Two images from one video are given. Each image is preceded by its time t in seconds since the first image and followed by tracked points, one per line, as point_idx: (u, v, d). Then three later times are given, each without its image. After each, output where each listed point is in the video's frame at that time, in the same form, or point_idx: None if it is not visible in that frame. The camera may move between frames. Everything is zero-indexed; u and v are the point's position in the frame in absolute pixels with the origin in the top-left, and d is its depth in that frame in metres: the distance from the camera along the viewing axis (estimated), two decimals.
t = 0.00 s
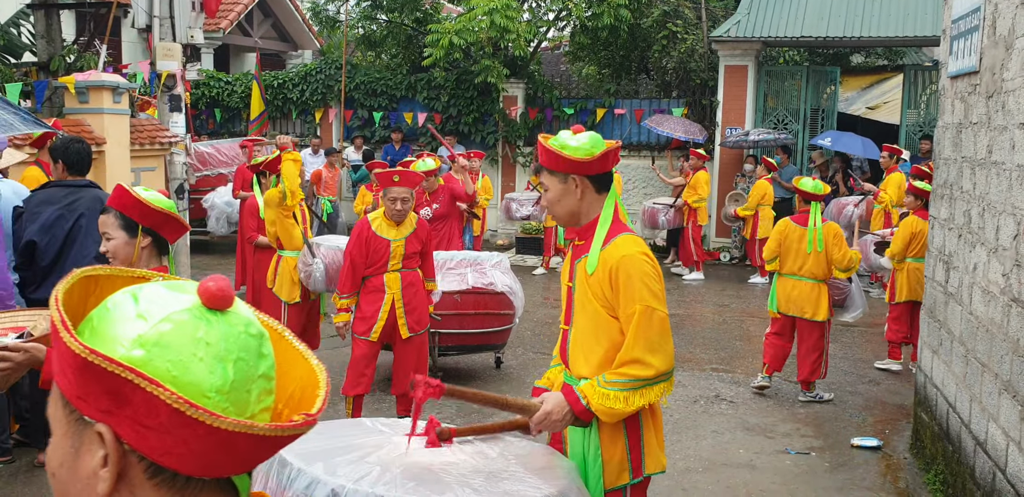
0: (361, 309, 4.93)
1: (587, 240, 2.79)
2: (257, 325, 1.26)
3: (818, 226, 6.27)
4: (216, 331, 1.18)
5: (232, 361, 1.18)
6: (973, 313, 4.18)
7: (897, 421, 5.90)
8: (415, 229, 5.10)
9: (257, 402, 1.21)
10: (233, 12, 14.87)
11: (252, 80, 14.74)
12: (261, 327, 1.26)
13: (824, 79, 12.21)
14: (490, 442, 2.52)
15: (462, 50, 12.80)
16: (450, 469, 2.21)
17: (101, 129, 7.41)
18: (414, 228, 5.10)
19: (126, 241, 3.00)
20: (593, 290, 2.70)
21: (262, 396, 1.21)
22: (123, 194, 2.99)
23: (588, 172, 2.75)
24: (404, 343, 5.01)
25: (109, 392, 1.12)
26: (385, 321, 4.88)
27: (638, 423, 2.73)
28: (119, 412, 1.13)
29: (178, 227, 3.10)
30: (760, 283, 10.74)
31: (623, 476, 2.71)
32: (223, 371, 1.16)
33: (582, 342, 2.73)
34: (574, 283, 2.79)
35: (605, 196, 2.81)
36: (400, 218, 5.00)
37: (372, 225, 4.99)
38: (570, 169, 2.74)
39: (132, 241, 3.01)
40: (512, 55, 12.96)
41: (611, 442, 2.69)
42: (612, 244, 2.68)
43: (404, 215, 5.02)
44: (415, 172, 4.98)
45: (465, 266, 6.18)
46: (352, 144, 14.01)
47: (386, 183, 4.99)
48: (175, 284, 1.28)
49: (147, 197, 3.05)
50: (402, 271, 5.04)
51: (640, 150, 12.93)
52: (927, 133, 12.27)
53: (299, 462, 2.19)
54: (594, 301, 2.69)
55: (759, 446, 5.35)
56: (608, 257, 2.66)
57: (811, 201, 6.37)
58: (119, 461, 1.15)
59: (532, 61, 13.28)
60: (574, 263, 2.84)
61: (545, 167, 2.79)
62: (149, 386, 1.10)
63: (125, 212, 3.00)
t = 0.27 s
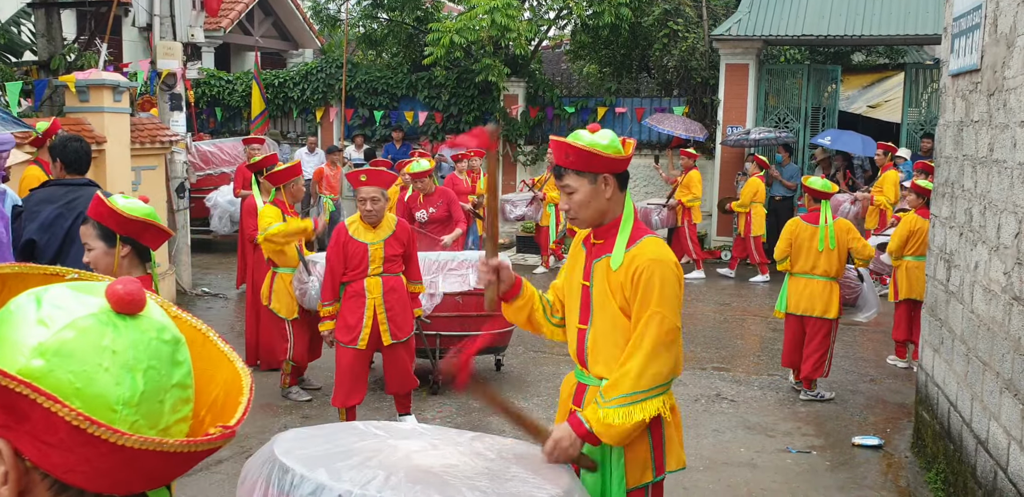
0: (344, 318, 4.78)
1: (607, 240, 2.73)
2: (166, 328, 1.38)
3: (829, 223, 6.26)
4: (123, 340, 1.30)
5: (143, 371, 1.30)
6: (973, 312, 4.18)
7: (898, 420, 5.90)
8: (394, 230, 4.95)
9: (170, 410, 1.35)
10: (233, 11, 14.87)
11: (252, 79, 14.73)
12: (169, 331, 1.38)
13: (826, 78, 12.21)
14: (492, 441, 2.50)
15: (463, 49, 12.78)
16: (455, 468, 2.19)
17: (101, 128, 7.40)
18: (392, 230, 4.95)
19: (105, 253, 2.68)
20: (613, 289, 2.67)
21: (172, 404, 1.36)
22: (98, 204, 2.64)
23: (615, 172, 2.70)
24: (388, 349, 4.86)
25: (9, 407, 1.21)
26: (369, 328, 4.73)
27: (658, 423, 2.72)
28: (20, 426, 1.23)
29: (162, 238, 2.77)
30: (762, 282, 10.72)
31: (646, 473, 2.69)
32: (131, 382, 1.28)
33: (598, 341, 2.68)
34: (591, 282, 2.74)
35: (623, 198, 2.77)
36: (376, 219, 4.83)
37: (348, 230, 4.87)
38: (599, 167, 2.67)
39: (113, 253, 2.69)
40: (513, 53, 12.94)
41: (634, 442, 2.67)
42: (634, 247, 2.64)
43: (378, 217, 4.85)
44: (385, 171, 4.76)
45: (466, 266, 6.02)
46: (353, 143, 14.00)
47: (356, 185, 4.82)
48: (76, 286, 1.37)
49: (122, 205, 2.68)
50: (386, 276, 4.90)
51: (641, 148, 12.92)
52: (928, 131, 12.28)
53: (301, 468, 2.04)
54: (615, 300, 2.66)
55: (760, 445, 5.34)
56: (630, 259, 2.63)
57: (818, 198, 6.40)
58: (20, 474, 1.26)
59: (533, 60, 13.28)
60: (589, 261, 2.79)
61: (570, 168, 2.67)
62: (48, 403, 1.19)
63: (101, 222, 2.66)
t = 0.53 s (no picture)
0: (327, 318, 4.69)
1: (629, 240, 2.64)
2: (136, 345, 1.46)
3: (835, 222, 6.28)
4: (84, 356, 1.38)
5: (106, 392, 1.39)
6: (983, 311, 4.16)
7: (908, 420, 5.87)
8: (378, 227, 4.78)
9: (135, 430, 1.44)
10: (242, 11, 14.90)
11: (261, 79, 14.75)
12: (139, 347, 1.46)
13: (836, 76, 12.11)
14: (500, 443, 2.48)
15: (471, 48, 12.77)
16: (463, 469, 2.17)
17: (110, 128, 7.41)
18: (377, 227, 4.78)
19: (93, 237, 2.59)
20: (640, 288, 2.58)
21: (133, 424, 1.43)
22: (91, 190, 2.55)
23: (644, 168, 2.59)
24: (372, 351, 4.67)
25: None
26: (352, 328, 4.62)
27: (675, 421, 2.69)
28: None
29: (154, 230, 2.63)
30: (771, 282, 10.70)
31: (667, 472, 2.66)
32: (90, 404, 1.37)
33: (624, 340, 2.58)
34: (613, 281, 2.63)
35: (645, 198, 2.67)
36: (357, 215, 4.69)
37: (332, 226, 4.76)
38: (632, 163, 2.55)
39: (102, 240, 2.59)
40: (521, 53, 12.91)
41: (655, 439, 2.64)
42: (662, 247, 2.58)
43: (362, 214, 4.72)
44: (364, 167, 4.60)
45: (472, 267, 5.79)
46: (361, 142, 14.00)
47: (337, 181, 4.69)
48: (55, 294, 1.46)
49: (116, 194, 2.54)
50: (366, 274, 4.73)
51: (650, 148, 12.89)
52: (938, 130, 12.23)
53: (307, 479, 2.01)
54: (644, 300, 2.57)
55: (769, 445, 5.32)
56: (660, 259, 2.56)
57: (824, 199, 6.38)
58: None
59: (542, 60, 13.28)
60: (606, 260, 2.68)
61: (600, 162, 2.54)
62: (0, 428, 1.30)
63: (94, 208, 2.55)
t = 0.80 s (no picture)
0: (321, 321, 4.61)
1: (643, 245, 2.42)
2: (126, 366, 1.36)
3: (842, 220, 6.28)
4: (64, 379, 1.29)
5: (84, 418, 1.30)
6: (992, 311, 4.14)
7: (916, 420, 5.85)
8: (370, 228, 4.65)
9: (117, 456, 1.36)
10: (252, 10, 14.94)
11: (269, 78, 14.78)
12: (128, 367, 1.37)
13: (845, 75, 12.09)
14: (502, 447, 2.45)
15: (479, 48, 12.77)
16: (465, 471, 2.16)
17: (119, 127, 7.43)
18: (369, 227, 4.65)
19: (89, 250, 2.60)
20: (657, 295, 2.37)
21: (119, 452, 1.36)
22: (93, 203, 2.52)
23: (663, 173, 2.39)
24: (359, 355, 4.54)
25: None
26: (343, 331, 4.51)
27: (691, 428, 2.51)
28: None
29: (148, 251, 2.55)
30: (779, 281, 10.68)
31: (681, 480, 2.48)
32: (67, 432, 1.29)
33: (639, 347, 2.37)
34: (627, 287, 2.41)
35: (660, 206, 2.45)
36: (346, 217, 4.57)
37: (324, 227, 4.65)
38: (651, 170, 2.35)
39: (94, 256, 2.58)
40: (529, 52, 12.90)
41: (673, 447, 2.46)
42: (680, 251, 2.37)
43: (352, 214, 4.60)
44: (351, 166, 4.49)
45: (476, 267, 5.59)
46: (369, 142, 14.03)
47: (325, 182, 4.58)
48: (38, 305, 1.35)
49: (114, 212, 2.46)
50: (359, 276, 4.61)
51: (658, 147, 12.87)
52: (948, 129, 12.18)
53: (300, 491, 1.99)
54: (661, 308, 2.36)
55: (776, 445, 5.30)
56: (678, 265, 2.35)
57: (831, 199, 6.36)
58: None
59: (550, 59, 13.26)
60: (618, 265, 2.47)
61: (619, 165, 2.34)
62: None
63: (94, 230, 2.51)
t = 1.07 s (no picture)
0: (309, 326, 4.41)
1: (645, 246, 2.41)
2: (103, 398, 1.06)
3: (855, 221, 6.25)
4: (29, 415, 1.00)
5: (48, 462, 1.00)
6: (993, 311, 4.13)
7: (917, 419, 5.84)
8: (358, 230, 4.42)
9: None
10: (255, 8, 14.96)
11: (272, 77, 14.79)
12: (106, 403, 1.06)
13: (847, 74, 12.08)
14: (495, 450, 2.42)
15: (481, 46, 12.75)
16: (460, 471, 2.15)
17: (120, 125, 7.43)
18: (357, 229, 4.43)
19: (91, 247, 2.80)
20: (659, 297, 2.36)
21: None
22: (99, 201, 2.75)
23: (668, 174, 2.37)
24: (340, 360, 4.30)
25: None
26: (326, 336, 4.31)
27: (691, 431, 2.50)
28: None
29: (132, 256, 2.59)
30: (781, 280, 10.67)
31: (685, 483, 2.47)
32: (26, 475, 0.99)
33: (642, 350, 2.35)
34: (629, 289, 2.40)
35: (661, 205, 2.45)
36: (333, 218, 4.33)
37: (311, 228, 4.43)
38: (656, 171, 2.33)
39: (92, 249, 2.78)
40: (531, 51, 12.89)
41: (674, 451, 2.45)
42: (684, 253, 2.37)
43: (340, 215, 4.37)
44: (339, 166, 4.27)
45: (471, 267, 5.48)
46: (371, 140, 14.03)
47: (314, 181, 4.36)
48: (7, 316, 1.10)
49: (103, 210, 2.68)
50: (348, 278, 4.38)
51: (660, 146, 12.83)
52: (950, 129, 12.17)
53: None
54: (663, 310, 2.35)
55: (776, 444, 5.29)
56: (682, 267, 2.35)
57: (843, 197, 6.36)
58: None
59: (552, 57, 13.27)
60: (618, 266, 2.45)
61: (625, 166, 2.32)
62: None
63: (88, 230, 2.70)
